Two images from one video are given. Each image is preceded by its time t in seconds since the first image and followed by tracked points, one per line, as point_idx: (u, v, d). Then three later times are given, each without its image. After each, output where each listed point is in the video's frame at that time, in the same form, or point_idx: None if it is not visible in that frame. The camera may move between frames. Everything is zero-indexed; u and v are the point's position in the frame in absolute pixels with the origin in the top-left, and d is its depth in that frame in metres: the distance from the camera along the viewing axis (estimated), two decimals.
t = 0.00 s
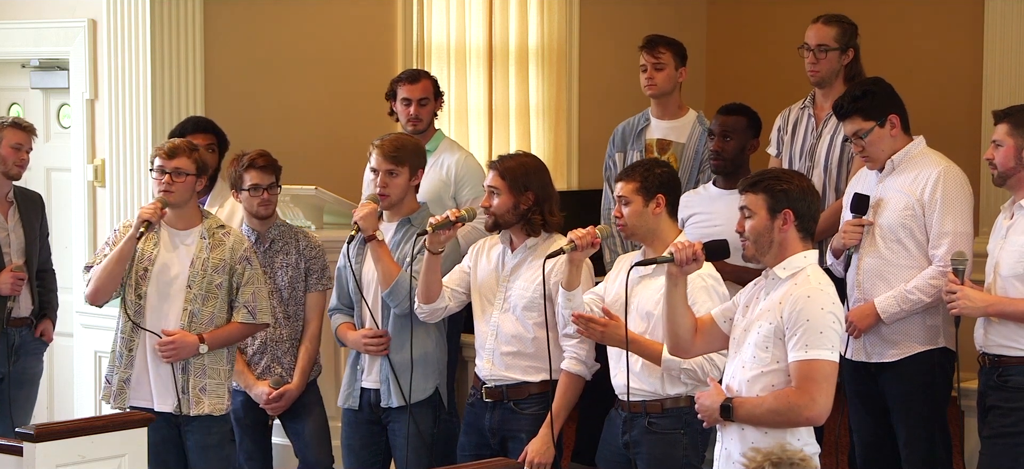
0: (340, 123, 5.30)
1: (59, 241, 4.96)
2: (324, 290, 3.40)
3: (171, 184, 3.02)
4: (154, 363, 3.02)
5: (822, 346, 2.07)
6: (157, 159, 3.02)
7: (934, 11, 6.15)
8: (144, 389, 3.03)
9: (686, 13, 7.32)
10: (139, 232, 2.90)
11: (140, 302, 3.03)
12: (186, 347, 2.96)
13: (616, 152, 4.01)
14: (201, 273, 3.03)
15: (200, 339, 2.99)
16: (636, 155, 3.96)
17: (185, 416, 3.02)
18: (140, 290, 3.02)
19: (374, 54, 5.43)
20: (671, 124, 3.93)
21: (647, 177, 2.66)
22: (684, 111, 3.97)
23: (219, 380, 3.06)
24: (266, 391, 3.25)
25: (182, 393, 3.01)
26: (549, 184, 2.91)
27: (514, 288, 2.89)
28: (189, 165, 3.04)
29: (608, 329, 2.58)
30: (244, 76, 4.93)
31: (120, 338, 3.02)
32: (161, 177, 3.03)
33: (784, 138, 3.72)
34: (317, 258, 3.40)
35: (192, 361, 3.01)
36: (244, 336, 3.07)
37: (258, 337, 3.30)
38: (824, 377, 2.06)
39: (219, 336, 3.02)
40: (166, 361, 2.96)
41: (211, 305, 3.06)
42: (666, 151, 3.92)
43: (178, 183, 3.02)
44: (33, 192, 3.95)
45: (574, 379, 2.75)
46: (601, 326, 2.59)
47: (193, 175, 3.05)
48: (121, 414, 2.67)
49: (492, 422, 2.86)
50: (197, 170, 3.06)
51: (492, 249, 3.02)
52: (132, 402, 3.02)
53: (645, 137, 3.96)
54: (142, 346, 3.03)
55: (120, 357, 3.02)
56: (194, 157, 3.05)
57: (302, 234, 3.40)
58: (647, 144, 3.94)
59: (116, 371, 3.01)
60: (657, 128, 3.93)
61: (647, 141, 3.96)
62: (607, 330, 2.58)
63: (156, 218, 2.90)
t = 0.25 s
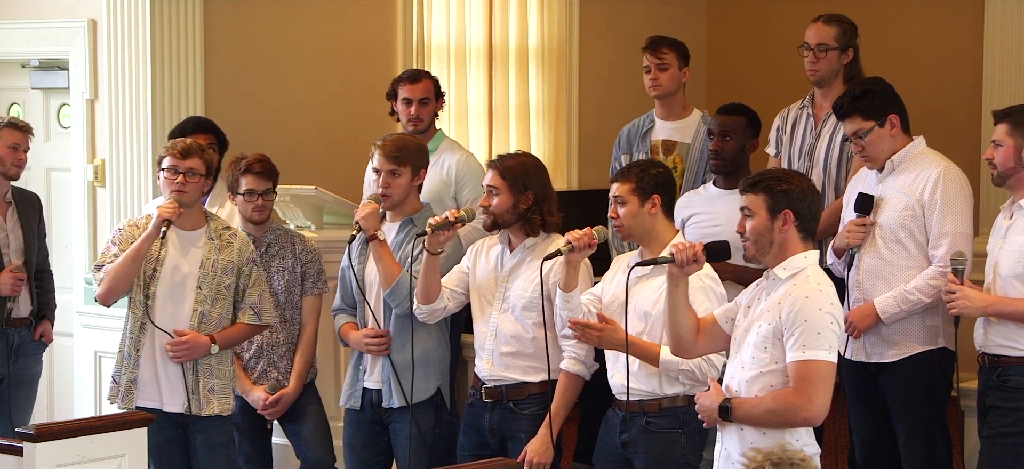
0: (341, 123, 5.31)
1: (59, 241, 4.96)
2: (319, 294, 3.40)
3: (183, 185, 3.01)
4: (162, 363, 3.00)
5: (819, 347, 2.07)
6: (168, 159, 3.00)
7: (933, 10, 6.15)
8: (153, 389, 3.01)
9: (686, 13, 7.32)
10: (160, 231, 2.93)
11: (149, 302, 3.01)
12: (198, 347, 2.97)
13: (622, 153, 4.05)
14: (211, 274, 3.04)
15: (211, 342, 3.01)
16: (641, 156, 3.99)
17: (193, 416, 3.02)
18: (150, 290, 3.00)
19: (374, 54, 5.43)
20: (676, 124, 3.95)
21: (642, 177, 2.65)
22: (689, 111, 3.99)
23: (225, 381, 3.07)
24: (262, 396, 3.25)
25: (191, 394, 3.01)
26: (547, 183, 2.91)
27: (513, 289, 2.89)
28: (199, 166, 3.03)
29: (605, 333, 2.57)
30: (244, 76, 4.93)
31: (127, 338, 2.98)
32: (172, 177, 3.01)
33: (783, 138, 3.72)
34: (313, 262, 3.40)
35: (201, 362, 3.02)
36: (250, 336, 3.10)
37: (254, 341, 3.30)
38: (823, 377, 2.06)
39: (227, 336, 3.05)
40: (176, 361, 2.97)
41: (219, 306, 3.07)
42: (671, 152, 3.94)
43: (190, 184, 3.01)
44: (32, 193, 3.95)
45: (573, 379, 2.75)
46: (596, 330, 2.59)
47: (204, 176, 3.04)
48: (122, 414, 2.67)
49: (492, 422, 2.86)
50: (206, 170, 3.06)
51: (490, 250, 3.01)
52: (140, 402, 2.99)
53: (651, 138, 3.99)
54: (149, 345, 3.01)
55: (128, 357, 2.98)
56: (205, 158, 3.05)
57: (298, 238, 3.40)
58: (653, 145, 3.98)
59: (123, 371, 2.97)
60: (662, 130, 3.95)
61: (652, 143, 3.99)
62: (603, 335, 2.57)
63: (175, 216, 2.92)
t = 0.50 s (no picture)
0: (342, 123, 5.31)
1: (59, 241, 4.97)
2: (316, 295, 3.41)
3: (196, 183, 3.05)
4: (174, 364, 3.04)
5: (817, 347, 2.07)
6: (180, 159, 3.04)
7: (933, 10, 6.16)
8: (164, 390, 3.04)
9: (686, 13, 7.32)
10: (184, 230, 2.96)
11: (161, 303, 3.04)
12: (216, 348, 3.04)
13: (625, 154, 4.08)
14: (222, 274, 3.09)
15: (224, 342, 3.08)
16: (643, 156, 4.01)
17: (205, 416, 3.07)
18: (162, 291, 3.03)
19: (375, 54, 5.43)
20: (678, 124, 3.95)
21: (639, 177, 2.66)
22: (691, 110, 3.99)
23: (235, 380, 3.12)
24: (259, 397, 3.24)
25: (205, 395, 3.06)
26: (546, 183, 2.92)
27: (513, 289, 2.89)
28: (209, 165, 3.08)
29: (602, 336, 2.56)
30: (245, 76, 4.94)
31: (140, 339, 3.01)
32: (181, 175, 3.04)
33: (782, 138, 3.72)
34: (309, 263, 3.41)
35: (214, 363, 3.07)
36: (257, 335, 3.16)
37: (252, 341, 3.28)
38: (821, 377, 2.06)
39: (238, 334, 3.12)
40: (192, 363, 3.03)
41: (229, 306, 3.12)
42: (673, 152, 3.94)
43: (202, 181, 3.06)
44: (31, 193, 3.96)
45: (573, 379, 2.74)
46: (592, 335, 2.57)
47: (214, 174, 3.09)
48: (122, 414, 2.67)
49: (491, 422, 2.86)
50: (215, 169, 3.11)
51: (489, 250, 3.01)
52: (151, 403, 3.02)
53: (653, 138, 4.00)
54: (161, 346, 3.04)
55: (141, 357, 3.00)
56: (214, 157, 3.09)
57: (296, 238, 3.41)
58: (655, 145, 3.99)
59: (137, 373, 2.99)
60: (664, 130, 3.96)
61: (655, 143, 4.00)
62: (599, 339, 2.56)
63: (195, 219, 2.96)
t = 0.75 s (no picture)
0: (342, 123, 5.31)
1: (59, 241, 4.97)
2: (315, 296, 3.41)
3: (207, 181, 3.12)
4: (192, 364, 3.07)
5: (816, 347, 2.07)
6: (189, 157, 3.09)
7: (932, 10, 6.16)
8: (183, 390, 3.07)
9: (685, 12, 7.32)
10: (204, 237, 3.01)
11: (176, 304, 3.07)
12: (237, 344, 3.10)
13: (627, 153, 4.09)
14: (233, 272, 3.14)
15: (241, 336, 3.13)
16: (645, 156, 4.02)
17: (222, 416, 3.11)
18: (176, 291, 3.07)
19: (375, 54, 5.43)
20: (679, 124, 3.95)
21: (637, 176, 2.66)
22: (692, 110, 3.99)
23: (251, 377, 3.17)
24: (258, 397, 3.22)
25: (223, 393, 3.10)
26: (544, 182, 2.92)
27: (513, 289, 2.89)
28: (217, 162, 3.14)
29: (601, 327, 2.55)
30: (246, 77, 4.94)
31: (159, 340, 3.04)
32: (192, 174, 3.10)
33: (781, 138, 3.73)
34: (309, 265, 3.41)
35: (231, 360, 3.11)
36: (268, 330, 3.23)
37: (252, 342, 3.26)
38: (820, 378, 2.07)
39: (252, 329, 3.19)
40: (213, 358, 3.07)
41: (241, 303, 3.17)
42: (673, 152, 3.94)
43: (213, 179, 3.13)
44: (30, 194, 3.96)
45: (574, 379, 2.75)
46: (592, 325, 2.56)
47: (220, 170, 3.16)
48: (122, 415, 2.67)
49: (490, 422, 2.86)
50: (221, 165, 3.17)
51: (487, 249, 3.02)
52: (171, 403, 3.04)
53: (654, 138, 4.01)
54: (177, 346, 3.07)
55: (160, 358, 3.04)
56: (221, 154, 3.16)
57: (296, 238, 3.40)
58: (655, 145, 3.99)
59: (156, 374, 3.02)
60: (665, 129, 3.97)
61: (656, 142, 4.00)
62: (598, 328, 2.55)
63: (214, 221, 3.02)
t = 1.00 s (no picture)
0: (342, 123, 5.31)
1: (59, 241, 4.96)
2: (317, 296, 3.42)
3: (212, 178, 3.09)
4: (207, 363, 3.03)
5: (815, 348, 2.07)
6: (193, 155, 3.07)
7: (931, 11, 6.16)
8: (197, 390, 3.01)
9: (685, 13, 7.33)
10: (210, 234, 2.97)
11: (188, 303, 3.03)
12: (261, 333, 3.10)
13: (627, 153, 4.09)
14: (244, 270, 3.12)
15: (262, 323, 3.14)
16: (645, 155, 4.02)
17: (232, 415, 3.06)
18: (187, 290, 3.03)
19: (374, 55, 5.43)
20: (679, 124, 3.95)
21: (634, 177, 2.66)
22: (692, 110, 3.99)
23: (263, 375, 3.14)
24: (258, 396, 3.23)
25: (238, 391, 3.05)
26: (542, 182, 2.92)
27: (512, 289, 2.90)
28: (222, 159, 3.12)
29: (597, 331, 2.52)
30: (246, 76, 4.94)
31: (172, 340, 2.98)
32: (196, 172, 3.08)
33: (780, 138, 3.73)
34: (311, 265, 3.42)
35: (245, 358, 3.08)
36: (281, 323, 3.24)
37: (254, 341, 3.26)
38: (820, 378, 2.07)
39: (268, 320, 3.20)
40: (245, 347, 3.07)
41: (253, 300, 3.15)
42: (673, 151, 3.94)
43: (218, 177, 3.10)
44: (29, 195, 3.96)
45: (573, 378, 2.75)
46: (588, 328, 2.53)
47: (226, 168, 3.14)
48: (122, 414, 2.67)
49: (489, 422, 2.86)
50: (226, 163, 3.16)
51: (485, 250, 3.02)
52: (187, 403, 2.99)
53: (654, 137, 4.01)
54: (190, 346, 3.02)
55: (174, 358, 2.98)
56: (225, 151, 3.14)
57: (298, 239, 3.41)
58: (655, 144, 3.99)
59: (170, 374, 2.97)
60: (665, 129, 3.97)
61: (656, 141, 4.00)
62: (595, 331, 2.52)
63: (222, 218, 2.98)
